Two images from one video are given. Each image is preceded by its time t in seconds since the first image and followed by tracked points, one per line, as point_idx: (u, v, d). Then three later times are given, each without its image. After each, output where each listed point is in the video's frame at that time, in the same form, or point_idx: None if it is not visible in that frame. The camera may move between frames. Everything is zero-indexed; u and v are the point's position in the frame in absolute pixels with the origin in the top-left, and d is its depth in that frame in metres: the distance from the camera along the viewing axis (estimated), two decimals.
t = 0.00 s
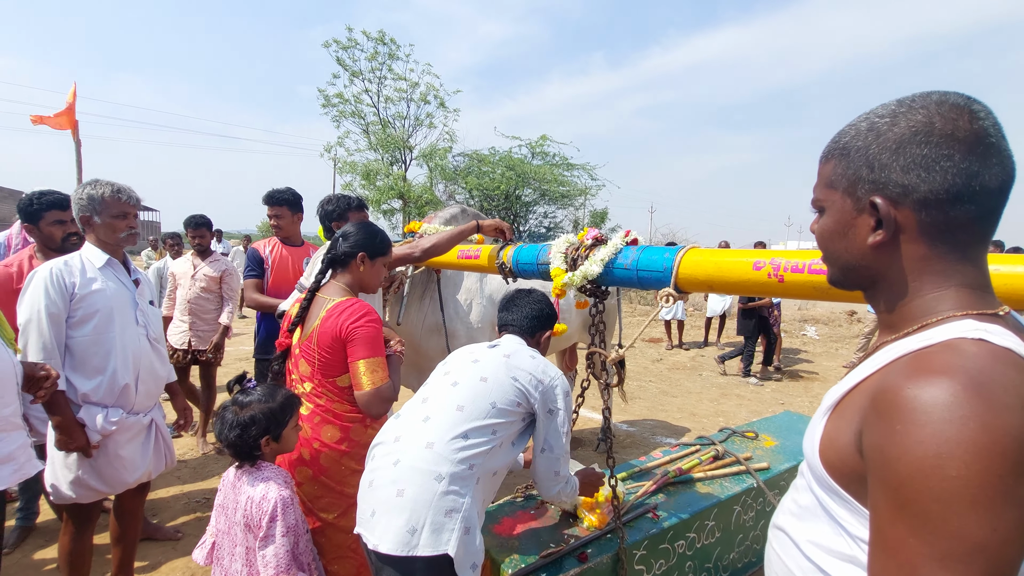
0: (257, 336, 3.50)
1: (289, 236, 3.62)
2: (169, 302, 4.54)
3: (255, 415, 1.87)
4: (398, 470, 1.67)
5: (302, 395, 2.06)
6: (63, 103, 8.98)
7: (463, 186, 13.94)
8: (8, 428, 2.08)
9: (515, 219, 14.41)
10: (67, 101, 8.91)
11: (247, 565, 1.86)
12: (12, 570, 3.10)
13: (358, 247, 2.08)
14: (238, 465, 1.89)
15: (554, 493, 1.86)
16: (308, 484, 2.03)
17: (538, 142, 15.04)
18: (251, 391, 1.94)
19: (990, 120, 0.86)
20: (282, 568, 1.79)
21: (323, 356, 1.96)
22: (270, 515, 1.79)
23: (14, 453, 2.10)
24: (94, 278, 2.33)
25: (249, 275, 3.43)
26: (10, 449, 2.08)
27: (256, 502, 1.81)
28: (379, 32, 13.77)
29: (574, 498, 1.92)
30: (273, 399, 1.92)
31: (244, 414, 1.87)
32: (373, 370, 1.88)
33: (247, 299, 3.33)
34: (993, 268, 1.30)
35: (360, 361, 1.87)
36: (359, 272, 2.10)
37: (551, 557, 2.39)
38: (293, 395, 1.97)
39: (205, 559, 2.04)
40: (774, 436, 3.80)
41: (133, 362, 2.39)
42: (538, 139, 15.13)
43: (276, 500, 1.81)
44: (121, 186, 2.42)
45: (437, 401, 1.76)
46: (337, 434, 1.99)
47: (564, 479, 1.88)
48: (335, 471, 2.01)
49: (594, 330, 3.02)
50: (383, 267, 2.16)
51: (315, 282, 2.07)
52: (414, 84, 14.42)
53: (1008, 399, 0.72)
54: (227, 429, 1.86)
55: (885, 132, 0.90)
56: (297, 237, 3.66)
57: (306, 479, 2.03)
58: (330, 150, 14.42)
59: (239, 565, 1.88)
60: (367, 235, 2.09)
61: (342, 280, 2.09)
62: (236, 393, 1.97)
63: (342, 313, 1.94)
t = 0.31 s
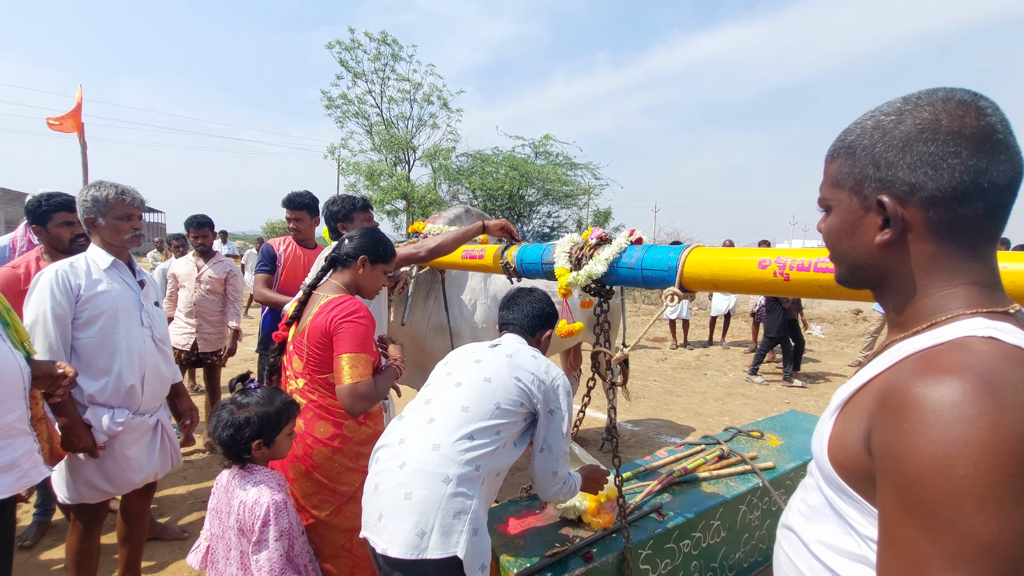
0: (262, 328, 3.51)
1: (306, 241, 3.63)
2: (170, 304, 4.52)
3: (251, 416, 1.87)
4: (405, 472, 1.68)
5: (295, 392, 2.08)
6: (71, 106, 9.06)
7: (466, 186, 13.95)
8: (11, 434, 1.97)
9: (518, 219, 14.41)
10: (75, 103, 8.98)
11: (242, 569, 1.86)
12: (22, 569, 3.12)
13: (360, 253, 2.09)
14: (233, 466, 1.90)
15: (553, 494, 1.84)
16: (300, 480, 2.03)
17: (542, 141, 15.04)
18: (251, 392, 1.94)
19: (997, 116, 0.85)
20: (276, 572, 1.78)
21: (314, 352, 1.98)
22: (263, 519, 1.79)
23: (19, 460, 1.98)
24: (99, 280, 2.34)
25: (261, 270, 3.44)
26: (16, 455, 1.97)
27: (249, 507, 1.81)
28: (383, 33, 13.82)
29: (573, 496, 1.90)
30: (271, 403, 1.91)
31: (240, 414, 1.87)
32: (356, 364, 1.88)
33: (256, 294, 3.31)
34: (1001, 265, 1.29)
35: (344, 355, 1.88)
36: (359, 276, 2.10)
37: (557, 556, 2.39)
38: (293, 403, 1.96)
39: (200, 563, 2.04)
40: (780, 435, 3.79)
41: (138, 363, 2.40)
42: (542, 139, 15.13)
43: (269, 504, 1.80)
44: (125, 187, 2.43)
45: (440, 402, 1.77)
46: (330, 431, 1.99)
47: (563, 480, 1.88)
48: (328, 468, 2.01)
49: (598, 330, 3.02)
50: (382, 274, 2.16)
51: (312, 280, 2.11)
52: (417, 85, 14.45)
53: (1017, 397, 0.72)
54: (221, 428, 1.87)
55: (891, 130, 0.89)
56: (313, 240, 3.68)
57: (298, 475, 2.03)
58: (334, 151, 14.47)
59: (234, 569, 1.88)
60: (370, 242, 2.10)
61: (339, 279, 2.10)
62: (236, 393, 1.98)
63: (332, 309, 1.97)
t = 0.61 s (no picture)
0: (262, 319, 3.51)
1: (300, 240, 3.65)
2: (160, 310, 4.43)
3: (245, 420, 1.85)
4: (409, 475, 1.66)
5: (280, 390, 2.09)
6: (73, 107, 9.08)
7: (467, 186, 13.95)
8: (6, 442, 1.97)
9: (519, 219, 14.39)
10: (76, 104, 8.99)
11: (235, 572, 1.86)
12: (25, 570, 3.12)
13: (352, 256, 2.09)
14: (228, 469, 1.90)
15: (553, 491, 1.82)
16: (285, 478, 2.03)
17: (542, 141, 15.03)
18: (247, 395, 1.93)
19: (1004, 114, 0.85)
20: None
21: (302, 351, 1.98)
22: (256, 523, 1.78)
23: (14, 468, 1.99)
24: (100, 281, 2.34)
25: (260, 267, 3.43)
26: (10, 464, 1.97)
27: (242, 510, 1.81)
28: (383, 33, 13.84)
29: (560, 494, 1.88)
30: (267, 408, 1.89)
31: (234, 417, 1.86)
32: (338, 364, 1.87)
33: (256, 290, 3.29)
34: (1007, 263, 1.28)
35: (328, 354, 1.87)
36: (350, 278, 2.10)
37: (559, 556, 2.38)
38: (288, 408, 1.94)
39: (191, 567, 2.03)
40: (782, 435, 3.78)
41: (140, 364, 2.40)
42: (542, 139, 15.12)
43: (262, 508, 1.80)
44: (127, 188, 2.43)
45: (441, 403, 1.76)
46: (314, 430, 1.99)
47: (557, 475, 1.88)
48: (313, 467, 2.00)
49: (600, 329, 3.01)
50: (373, 279, 2.15)
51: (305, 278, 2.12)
52: (417, 85, 14.46)
53: None
54: (215, 429, 1.87)
55: (897, 128, 0.89)
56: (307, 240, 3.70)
57: (284, 474, 2.03)
58: (335, 151, 14.47)
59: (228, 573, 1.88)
60: (363, 246, 2.09)
61: (330, 280, 2.11)
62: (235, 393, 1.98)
63: (321, 308, 1.97)
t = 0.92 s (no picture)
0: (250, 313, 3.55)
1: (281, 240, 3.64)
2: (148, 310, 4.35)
3: (239, 417, 1.83)
4: (412, 473, 1.65)
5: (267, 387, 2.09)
6: (74, 106, 9.08)
7: (467, 184, 13.93)
8: (4, 444, 2.01)
9: (520, 217, 14.38)
10: (77, 102, 8.99)
11: (227, 569, 1.85)
12: (26, 568, 3.12)
13: (351, 260, 2.08)
14: (224, 466, 1.88)
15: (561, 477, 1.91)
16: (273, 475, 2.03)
17: (543, 139, 15.01)
18: (244, 392, 1.91)
19: (1011, 106, 0.84)
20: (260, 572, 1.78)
21: (290, 350, 1.98)
22: (249, 520, 1.78)
23: (12, 471, 2.02)
24: (100, 279, 2.34)
25: (251, 256, 3.44)
26: (8, 466, 2.01)
27: (235, 506, 1.80)
28: (383, 31, 13.82)
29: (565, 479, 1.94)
30: (262, 406, 1.87)
31: (230, 414, 1.85)
32: (324, 367, 1.87)
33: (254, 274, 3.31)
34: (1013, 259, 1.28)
35: (314, 356, 1.87)
36: (344, 282, 2.10)
37: (559, 553, 2.38)
38: (284, 408, 1.92)
39: (183, 563, 2.03)
40: (783, 432, 3.78)
41: (140, 362, 2.40)
42: (543, 136, 15.10)
43: (255, 505, 1.79)
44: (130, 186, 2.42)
45: (442, 401, 1.76)
46: (302, 428, 1.99)
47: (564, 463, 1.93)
48: (301, 465, 2.01)
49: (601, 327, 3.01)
50: (367, 286, 2.15)
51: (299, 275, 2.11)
52: (417, 82, 14.44)
53: None
54: (211, 426, 1.85)
55: (902, 121, 0.88)
56: (286, 239, 3.71)
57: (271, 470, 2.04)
58: (335, 149, 14.46)
59: (221, 569, 1.87)
60: (364, 251, 2.10)
61: (324, 280, 2.10)
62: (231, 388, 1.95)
63: (310, 309, 1.95)
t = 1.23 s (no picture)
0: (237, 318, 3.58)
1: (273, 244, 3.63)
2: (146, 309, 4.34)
3: (238, 415, 1.84)
4: (424, 469, 1.65)
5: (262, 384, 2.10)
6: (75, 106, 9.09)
7: (468, 183, 13.94)
8: (6, 444, 2.01)
9: (520, 216, 14.39)
10: (77, 102, 9.00)
11: (223, 568, 1.85)
12: (30, 566, 3.13)
13: (364, 270, 2.09)
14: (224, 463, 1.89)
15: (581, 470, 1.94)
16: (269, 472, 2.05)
17: (543, 138, 15.01)
18: (245, 391, 1.91)
19: (1018, 102, 0.84)
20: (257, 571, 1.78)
21: (287, 349, 1.99)
22: (246, 517, 1.78)
23: (14, 470, 2.03)
24: (105, 276, 2.35)
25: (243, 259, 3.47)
26: (11, 466, 2.01)
27: (232, 504, 1.80)
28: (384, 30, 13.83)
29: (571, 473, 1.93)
30: (262, 405, 1.87)
31: (230, 411, 1.85)
32: (315, 363, 1.87)
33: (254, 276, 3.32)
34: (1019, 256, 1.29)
35: (306, 353, 1.87)
36: (355, 291, 2.11)
37: (562, 550, 2.39)
38: (284, 407, 1.91)
39: (183, 560, 2.03)
40: (785, 430, 3.78)
41: (143, 360, 2.41)
42: (543, 135, 15.09)
43: (253, 502, 1.79)
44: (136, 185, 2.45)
45: (451, 398, 1.76)
46: (297, 425, 2.01)
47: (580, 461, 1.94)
48: (294, 462, 2.02)
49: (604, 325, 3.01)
50: (377, 297, 2.16)
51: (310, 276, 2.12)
52: (418, 81, 14.44)
53: None
54: (210, 421, 1.86)
55: (909, 117, 0.88)
56: (276, 242, 3.66)
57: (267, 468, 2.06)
58: (336, 148, 14.47)
59: (216, 569, 1.87)
60: (377, 262, 2.10)
61: (334, 284, 2.11)
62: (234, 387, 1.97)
63: (309, 308, 1.96)
